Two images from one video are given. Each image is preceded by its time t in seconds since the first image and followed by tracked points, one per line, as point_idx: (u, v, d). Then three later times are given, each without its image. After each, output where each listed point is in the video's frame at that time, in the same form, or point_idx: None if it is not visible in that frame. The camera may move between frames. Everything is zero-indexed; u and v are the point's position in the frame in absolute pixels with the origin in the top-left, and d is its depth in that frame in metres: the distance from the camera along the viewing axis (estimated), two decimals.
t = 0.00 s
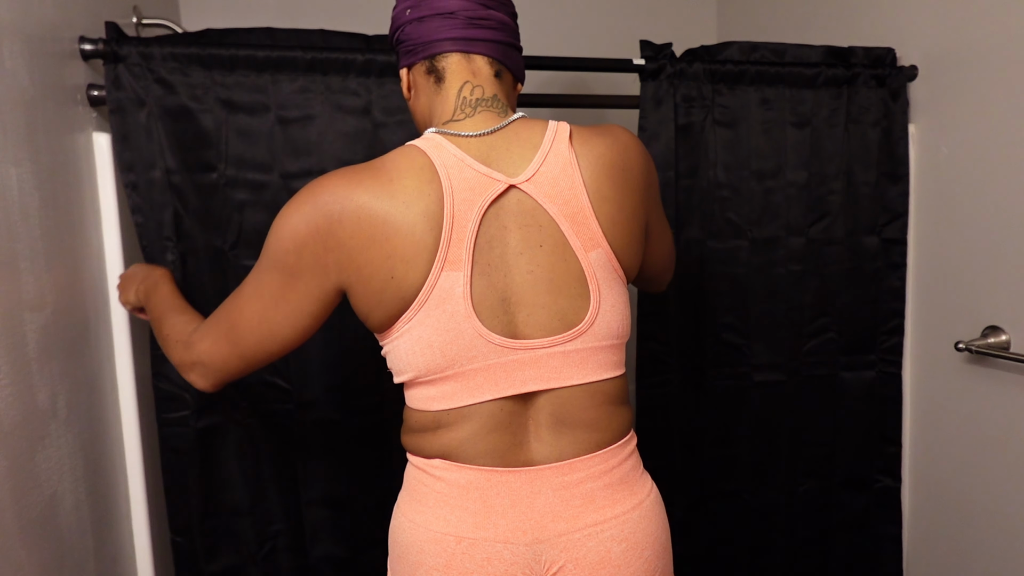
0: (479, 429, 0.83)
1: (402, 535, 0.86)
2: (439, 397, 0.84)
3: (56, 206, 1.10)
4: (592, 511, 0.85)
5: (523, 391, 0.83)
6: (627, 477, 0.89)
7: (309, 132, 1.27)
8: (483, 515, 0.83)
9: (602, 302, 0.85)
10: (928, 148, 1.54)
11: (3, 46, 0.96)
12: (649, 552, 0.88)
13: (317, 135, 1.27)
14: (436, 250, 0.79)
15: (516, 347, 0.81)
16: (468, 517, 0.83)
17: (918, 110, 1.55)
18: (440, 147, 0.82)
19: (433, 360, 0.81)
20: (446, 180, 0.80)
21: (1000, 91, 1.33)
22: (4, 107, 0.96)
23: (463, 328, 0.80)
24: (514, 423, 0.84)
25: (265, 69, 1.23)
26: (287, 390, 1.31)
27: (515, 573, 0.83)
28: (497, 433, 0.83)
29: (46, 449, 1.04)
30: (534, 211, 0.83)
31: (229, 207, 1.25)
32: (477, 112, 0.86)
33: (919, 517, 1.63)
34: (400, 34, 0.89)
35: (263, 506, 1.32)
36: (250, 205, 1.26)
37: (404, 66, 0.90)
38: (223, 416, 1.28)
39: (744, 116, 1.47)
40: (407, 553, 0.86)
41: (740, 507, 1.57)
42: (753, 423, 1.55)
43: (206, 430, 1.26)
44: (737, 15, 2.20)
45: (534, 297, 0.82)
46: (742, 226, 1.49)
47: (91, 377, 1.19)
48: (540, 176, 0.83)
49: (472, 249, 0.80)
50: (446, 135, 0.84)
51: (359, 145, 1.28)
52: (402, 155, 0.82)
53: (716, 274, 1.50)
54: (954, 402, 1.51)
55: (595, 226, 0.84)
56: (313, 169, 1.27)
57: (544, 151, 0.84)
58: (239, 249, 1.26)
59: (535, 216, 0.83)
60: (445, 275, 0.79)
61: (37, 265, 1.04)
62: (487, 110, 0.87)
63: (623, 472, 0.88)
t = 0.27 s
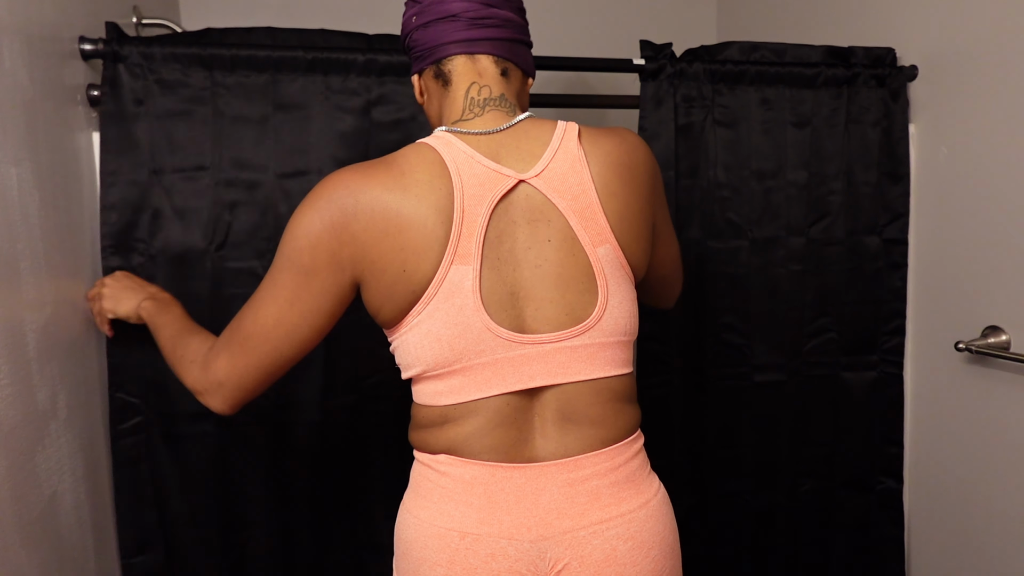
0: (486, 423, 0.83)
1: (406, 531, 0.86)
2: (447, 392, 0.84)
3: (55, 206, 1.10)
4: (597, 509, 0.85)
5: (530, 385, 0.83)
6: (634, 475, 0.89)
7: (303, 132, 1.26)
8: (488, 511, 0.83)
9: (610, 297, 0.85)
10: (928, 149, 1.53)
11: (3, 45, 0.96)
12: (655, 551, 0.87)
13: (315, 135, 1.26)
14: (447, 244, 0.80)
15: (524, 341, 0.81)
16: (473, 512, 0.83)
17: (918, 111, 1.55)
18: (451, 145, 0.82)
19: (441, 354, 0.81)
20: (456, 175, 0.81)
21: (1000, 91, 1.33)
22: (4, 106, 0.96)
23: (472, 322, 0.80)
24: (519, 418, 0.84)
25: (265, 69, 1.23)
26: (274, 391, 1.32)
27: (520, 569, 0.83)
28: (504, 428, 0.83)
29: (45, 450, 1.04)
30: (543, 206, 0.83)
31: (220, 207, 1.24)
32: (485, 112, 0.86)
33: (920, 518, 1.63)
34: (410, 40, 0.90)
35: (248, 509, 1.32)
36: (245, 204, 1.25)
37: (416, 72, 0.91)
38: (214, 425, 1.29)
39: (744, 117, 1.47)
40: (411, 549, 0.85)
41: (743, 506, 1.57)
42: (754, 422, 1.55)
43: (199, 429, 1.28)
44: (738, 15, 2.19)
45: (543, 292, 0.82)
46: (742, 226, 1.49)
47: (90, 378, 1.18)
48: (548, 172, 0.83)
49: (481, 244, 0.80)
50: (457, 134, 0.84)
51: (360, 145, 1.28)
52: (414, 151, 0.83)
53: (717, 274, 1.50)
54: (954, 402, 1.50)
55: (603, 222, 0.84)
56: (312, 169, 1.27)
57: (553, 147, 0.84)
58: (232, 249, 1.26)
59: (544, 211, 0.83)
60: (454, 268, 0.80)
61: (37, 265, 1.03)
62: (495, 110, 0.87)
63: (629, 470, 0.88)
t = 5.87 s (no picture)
0: (491, 411, 0.85)
1: (413, 522, 0.87)
2: (446, 376, 0.86)
3: (55, 206, 1.10)
4: (604, 497, 0.86)
5: (530, 373, 0.85)
6: (638, 464, 0.89)
7: (319, 124, 1.27)
8: (496, 498, 0.84)
9: (608, 289, 0.88)
10: (928, 147, 1.54)
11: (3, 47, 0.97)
12: (663, 540, 0.88)
13: (327, 126, 1.27)
14: (447, 236, 0.84)
15: (524, 330, 0.84)
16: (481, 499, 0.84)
17: (916, 109, 1.56)
18: (460, 142, 0.85)
19: (441, 340, 0.85)
20: (463, 172, 0.84)
21: (1000, 91, 1.34)
22: (3, 107, 0.96)
23: (470, 309, 0.83)
24: (524, 405, 0.86)
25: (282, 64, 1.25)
26: (292, 384, 1.31)
27: (529, 557, 0.84)
28: (510, 414, 0.85)
29: (46, 450, 1.05)
30: (546, 203, 0.86)
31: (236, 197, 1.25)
32: (504, 124, 0.89)
33: (920, 515, 1.63)
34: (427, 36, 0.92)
35: (269, 504, 1.33)
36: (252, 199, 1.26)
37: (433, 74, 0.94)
38: (223, 412, 1.29)
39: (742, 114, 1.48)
40: (417, 540, 0.86)
41: (744, 500, 1.58)
42: (755, 417, 1.55)
43: (203, 423, 1.28)
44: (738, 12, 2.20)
45: (544, 285, 0.85)
46: (740, 218, 1.51)
47: (90, 377, 1.19)
48: (553, 171, 0.87)
49: (482, 238, 0.84)
50: (467, 131, 0.87)
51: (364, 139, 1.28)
52: (422, 142, 0.86)
53: (717, 269, 1.51)
54: (954, 400, 1.51)
55: (603, 218, 0.88)
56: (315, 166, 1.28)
57: (559, 146, 0.88)
58: (250, 241, 1.28)
59: (549, 209, 0.86)
60: (454, 260, 0.84)
61: (36, 266, 1.04)
62: (513, 121, 0.89)
63: (634, 460, 0.89)
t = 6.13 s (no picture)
0: (492, 412, 0.85)
1: (415, 526, 0.86)
2: (442, 377, 0.87)
3: (55, 207, 1.10)
4: (609, 498, 0.85)
5: (528, 373, 0.85)
6: (642, 465, 0.89)
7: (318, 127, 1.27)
8: (500, 501, 0.83)
9: (605, 287, 0.87)
10: (928, 148, 1.54)
11: (3, 47, 0.97)
12: (669, 541, 0.88)
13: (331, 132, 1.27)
14: (438, 238, 0.84)
15: (520, 329, 0.84)
16: (484, 502, 0.84)
17: (916, 110, 1.56)
18: (450, 142, 0.86)
19: (436, 340, 0.85)
20: (452, 174, 0.85)
21: (1000, 91, 1.34)
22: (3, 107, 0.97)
23: (464, 310, 0.83)
24: (524, 407, 0.86)
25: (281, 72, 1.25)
26: (291, 393, 1.31)
27: (533, 561, 0.83)
28: (511, 416, 0.85)
29: (45, 450, 1.05)
30: (538, 202, 0.86)
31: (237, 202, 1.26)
32: (495, 122, 0.89)
33: (920, 517, 1.63)
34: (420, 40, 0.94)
35: (269, 509, 1.33)
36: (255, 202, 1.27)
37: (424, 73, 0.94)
38: (224, 419, 1.30)
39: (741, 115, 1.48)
40: (420, 545, 0.86)
41: (744, 502, 1.58)
42: (756, 418, 1.55)
43: (208, 430, 1.29)
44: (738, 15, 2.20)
45: (538, 284, 0.85)
46: (741, 221, 1.51)
47: (91, 378, 1.19)
48: (546, 170, 0.87)
49: (474, 238, 0.84)
50: (458, 131, 0.87)
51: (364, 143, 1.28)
52: (411, 145, 0.86)
53: (717, 271, 1.51)
54: (954, 401, 1.51)
55: (599, 215, 0.88)
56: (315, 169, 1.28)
57: (550, 145, 0.88)
58: (252, 247, 1.28)
59: (542, 209, 0.86)
60: (446, 260, 0.84)
61: (37, 266, 1.04)
62: (504, 121, 0.90)
63: (637, 460, 0.89)
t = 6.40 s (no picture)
0: (490, 415, 0.85)
1: (413, 530, 0.87)
2: (441, 380, 0.87)
3: (55, 208, 1.11)
4: (608, 502, 0.86)
5: (528, 375, 0.85)
6: (640, 469, 0.89)
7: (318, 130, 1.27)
8: (498, 505, 0.84)
9: (604, 289, 0.88)
10: (928, 148, 1.54)
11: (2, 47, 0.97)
12: (667, 546, 0.88)
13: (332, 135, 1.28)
14: (438, 239, 0.84)
15: (520, 331, 0.84)
16: (481, 507, 0.84)
17: (916, 110, 1.56)
18: (449, 143, 0.86)
19: (435, 343, 0.85)
20: (451, 173, 0.85)
21: (1000, 91, 1.34)
22: (3, 108, 0.97)
23: (464, 312, 0.83)
24: (523, 410, 0.86)
25: (280, 74, 1.25)
26: (298, 394, 1.32)
27: (531, 564, 0.84)
28: (509, 420, 0.85)
29: (46, 450, 1.05)
30: (537, 202, 0.87)
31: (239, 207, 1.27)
32: (492, 124, 0.90)
33: (920, 518, 1.63)
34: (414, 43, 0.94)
35: (275, 513, 1.34)
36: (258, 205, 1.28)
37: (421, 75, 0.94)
38: (227, 424, 1.30)
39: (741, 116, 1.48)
40: (418, 547, 0.86)
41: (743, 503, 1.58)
42: (756, 419, 1.56)
43: (206, 437, 1.29)
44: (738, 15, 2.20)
45: (537, 287, 0.85)
46: (741, 221, 1.51)
47: (91, 379, 1.19)
48: (545, 170, 0.87)
49: (474, 239, 0.85)
50: (455, 132, 0.88)
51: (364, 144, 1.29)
52: (412, 145, 0.86)
53: (716, 272, 1.51)
54: (955, 402, 1.51)
55: (598, 216, 0.88)
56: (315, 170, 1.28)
57: (549, 146, 0.88)
58: (255, 251, 1.29)
59: (540, 211, 0.87)
60: (447, 262, 0.84)
61: (37, 267, 1.04)
62: (501, 122, 0.90)
63: (636, 464, 0.89)
